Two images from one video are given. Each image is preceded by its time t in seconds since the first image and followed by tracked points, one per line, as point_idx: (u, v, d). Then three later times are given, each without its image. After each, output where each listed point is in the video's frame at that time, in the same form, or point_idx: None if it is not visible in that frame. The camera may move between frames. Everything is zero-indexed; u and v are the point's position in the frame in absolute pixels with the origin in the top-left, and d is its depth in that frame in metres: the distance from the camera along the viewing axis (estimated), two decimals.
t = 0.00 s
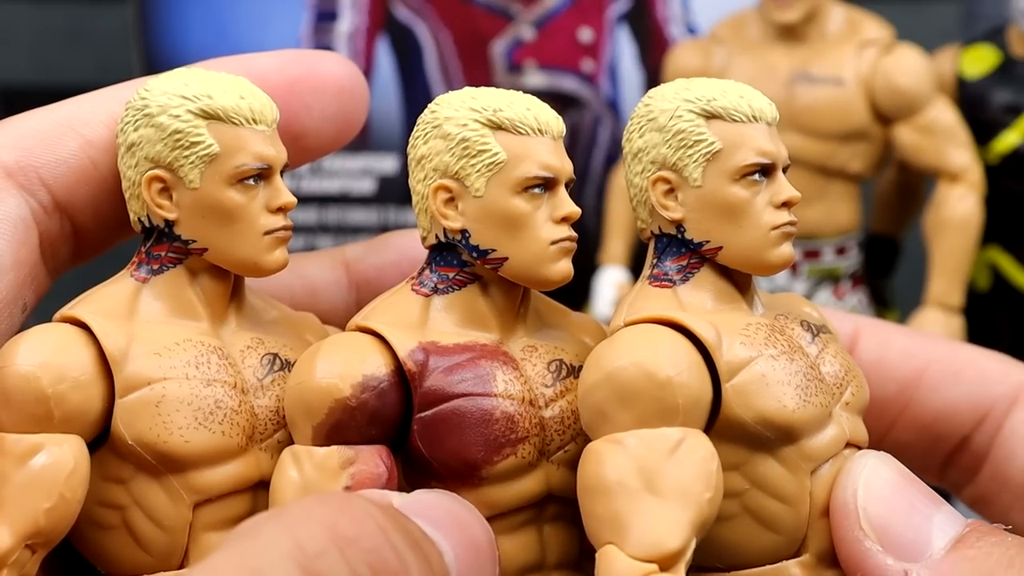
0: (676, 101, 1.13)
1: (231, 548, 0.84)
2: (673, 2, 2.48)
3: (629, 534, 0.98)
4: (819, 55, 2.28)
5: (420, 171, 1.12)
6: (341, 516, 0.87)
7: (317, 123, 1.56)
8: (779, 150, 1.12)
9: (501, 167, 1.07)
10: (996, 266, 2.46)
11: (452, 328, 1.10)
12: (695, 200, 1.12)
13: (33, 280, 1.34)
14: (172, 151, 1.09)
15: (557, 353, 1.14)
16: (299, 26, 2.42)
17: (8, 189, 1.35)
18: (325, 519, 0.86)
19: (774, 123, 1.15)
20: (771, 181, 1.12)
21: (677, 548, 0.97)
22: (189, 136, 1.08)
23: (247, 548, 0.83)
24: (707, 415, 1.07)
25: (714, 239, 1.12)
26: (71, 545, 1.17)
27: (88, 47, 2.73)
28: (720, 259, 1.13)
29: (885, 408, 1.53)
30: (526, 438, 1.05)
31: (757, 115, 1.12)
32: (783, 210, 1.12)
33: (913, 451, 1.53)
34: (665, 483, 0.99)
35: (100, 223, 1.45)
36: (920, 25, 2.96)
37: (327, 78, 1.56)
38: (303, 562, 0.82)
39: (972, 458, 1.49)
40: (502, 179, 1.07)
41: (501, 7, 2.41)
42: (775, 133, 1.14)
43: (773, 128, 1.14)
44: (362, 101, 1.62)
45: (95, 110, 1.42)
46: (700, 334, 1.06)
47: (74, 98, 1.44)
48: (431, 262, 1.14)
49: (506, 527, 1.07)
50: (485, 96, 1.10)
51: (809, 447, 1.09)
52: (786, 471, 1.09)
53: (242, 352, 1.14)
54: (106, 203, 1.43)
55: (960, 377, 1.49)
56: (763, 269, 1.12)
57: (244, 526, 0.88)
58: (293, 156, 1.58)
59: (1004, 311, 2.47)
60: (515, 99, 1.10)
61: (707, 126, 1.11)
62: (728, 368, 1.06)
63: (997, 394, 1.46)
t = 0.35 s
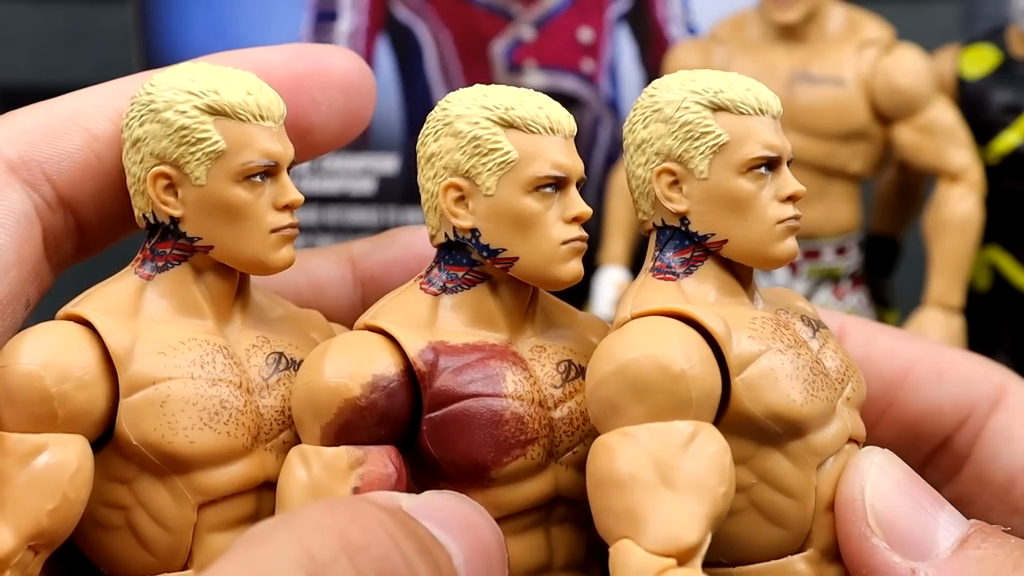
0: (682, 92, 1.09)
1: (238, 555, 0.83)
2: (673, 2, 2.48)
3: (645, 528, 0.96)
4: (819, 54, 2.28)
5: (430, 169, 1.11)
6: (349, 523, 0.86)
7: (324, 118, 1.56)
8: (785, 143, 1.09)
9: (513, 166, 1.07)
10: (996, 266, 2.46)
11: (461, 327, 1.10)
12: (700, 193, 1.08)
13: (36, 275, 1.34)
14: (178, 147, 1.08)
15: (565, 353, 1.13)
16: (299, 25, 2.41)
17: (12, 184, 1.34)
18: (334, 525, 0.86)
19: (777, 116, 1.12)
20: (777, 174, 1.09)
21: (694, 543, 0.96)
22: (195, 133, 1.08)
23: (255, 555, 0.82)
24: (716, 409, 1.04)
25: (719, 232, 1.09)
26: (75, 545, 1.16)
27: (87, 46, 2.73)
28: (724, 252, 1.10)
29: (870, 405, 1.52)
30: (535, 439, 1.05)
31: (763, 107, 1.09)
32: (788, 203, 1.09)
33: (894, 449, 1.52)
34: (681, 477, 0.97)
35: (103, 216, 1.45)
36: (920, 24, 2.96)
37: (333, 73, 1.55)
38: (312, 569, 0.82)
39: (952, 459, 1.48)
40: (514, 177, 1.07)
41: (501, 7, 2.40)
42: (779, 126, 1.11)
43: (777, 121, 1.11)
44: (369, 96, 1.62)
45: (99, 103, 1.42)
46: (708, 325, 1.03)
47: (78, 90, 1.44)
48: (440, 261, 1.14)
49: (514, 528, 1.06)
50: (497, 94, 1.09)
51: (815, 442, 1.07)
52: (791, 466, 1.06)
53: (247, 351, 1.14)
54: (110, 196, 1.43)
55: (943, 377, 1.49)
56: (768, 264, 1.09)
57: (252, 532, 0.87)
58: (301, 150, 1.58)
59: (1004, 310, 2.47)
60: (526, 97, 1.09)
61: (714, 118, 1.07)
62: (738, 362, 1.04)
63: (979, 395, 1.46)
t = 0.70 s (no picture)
0: (678, 92, 1.09)
1: (236, 553, 0.83)
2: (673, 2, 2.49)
3: (642, 525, 0.96)
4: (819, 54, 2.28)
5: (428, 170, 1.11)
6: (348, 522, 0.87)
7: (323, 120, 1.56)
8: (781, 143, 1.09)
9: (511, 167, 1.07)
10: (996, 266, 2.46)
11: (459, 328, 1.10)
12: (697, 192, 1.08)
13: (37, 276, 1.34)
14: (177, 149, 1.09)
15: (563, 354, 1.13)
16: (299, 25, 2.41)
17: (12, 184, 1.35)
18: (331, 523, 0.86)
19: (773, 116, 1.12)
20: (773, 174, 1.09)
21: (690, 540, 0.96)
22: (195, 134, 1.08)
23: (253, 554, 0.83)
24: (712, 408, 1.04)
25: (715, 231, 1.09)
26: (74, 544, 1.17)
27: (88, 47, 2.74)
28: (720, 251, 1.10)
29: (867, 404, 1.52)
30: (533, 439, 1.05)
31: (759, 107, 1.09)
32: (784, 202, 1.09)
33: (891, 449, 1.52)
34: (677, 476, 0.97)
35: (103, 218, 1.46)
36: (920, 24, 2.96)
37: (333, 75, 1.56)
38: (310, 567, 0.82)
39: (950, 458, 1.48)
40: (512, 178, 1.07)
41: (501, 7, 2.40)
42: (775, 125, 1.11)
43: (773, 121, 1.11)
44: (369, 99, 1.62)
45: (100, 105, 1.42)
46: (705, 324, 1.03)
47: (79, 92, 1.45)
48: (438, 261, 1.14)
49: (512, 527, 1.07)
50: (495, 95, 1.09)
51: (811, 441, 1.07)
52: (788, 464, 1.07)
53: (246, 351, 1.14)
54: (110, 197, 1.44)
55: (939, 376, 1.49)
56: (764, 262, 1.09)
57: (248, 530, 0.88)
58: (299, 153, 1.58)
59: (1004, 310, 2.47)
60: (524, 99, 1.10)
61: (709, 118, 1.07)
62: (734, 361, 1.04)
63: (976, 394, 1.46)
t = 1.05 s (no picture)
0: (676, 91, 1.09)
1: (232, 552, 0.84)
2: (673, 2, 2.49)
3: (636, 525, 0.96)
4: (819, 54, 2.28)
5: (428, 171, 1.11)
6: (337, 517, 0.87)
7: (325, 122, 1.56)
8: (779, 142, 1.09)
9: (510, 168, 1.07)
10: (997, 266, 2.46)
11: (459, 328, 1.10)
12: (694, 191, 1.08)
13: (38, 276, 1.34)
14: (178, 150, 1.09)
15: (563, 354, 1.14)
16: (299, 25, 2.41)
17: (14, 186, 1.35)
18: (326, 522, 0.86)
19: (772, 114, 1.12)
20: (771, 173, 1.09)
21: (682, 543, 0.96)
22: (195, 135, 1.08)
23: (249, 553, 0.83)
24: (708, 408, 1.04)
25: (713, 230, 1.09)
26: (75, 544, 1.17)
27: (88, 47, 2.74)
28: (718, 250, 1.10)
29: (870, 401, 1.52)
30: (532, 439, 1.05)
31: (757, 106, 1.09)
32: (782, 202, 1.09)
33: (896, 445, 1.52)
34: (671, 477, 0.97)
35: (105, 220, 1.46)
36: (920, 24, 2.96)
37: (334, 77, 1.56)
38: (303, 564, 0.82)
39: (954, 454, 1.49)
40: (511, 179, 1.07)
41: (501, 7, 2.40)
42: (774, 124, 1.11)
43: (772, 119, 1.11)
44: (370, 100, 1.62)
45: (102, 107, 1.43)
46: (701, 324, 1.03)
47: (82, 93, 1.45)
48: (438, 262, 1.14)
49: (511, 528, 1.07)
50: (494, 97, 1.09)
51: (808, 441, 1.08)
52: (785, 465, 1.07)
53: (247, 352, 1.14)
54: (111, 198, 1.44)
55: (942, 372, 1.49)
56: (762, 262, 1.09)
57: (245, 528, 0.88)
58: (299, 155, 1.57)
59: (1004, 310, 2.47)
60: (523, 100, 1.10)
61: (707, 116, 1.07)
62: (730, 361, 1.04)
63: (980, 390, 1.46)
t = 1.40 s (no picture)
0: (661, 91, 1.09)
1: (220, 551, 0.84)
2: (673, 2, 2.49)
3: (596, 543, 0.98)
4: (819, 54, 2.28)
5: (412, 176, 1.13)
6: (335, 526, 0.87)
7: (326, 128, 1.57)
8: (768, 142, 1.08)
9: (490, 172, 1.08)
10: (996, 267, 2.45)
11: (444, 332, 1.12)
12: (680, 194, 1.09)
13: (39, 281, 1.36)
14: (170, 158, 1.10)
15: (550, 357, 1.15)
16: (299, 26, 2.41)
17: (14, 193, 1.36)
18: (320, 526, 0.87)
19: (764, 112, 1.11)
20: (759, 174, 1.09)
21: (643, 561, 0.96)
22: (187, 143, 1.09)
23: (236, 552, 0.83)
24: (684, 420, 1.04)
25: (698, 233, 1.10)
26: (71, 543, 1.18)
27: (87, 46, 2.76)
28: (705, 253, 1.11)
29: (888, 396, 1.53)
30: (514, 443, 1.06)
31: (745, 105, 1.08)
32: (771, 203, 1.09)
33: (915, 440, 1.54)
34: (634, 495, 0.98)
35: (107, 225, 1.46)
36: (920, 24, 2.96)
37: (336, 83, 1.57)
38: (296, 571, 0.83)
39: (972, 448, 1.49)
40: (491, 182, 1.08)
41: (501, 7, 2.40)
42: (764, 123, 1.10)
43: (762, 118, 1.10)
44: (374, 105, 1.63)
45: (104, 114, 1.43)
46: (675, 333, 1.03)
47: (86, 100, 1.45)
48: (425, 266, 1.15)
49: (492, 533, 1.08)
50: (476, 100, 1.10)
51: (789, 452, 1.07)
52: (764, 476, 1.07)
53: (238, 355, 1.15)
54: (112, 202, 1.44)
55: (960, 365, 1.49)
56: (750, 264, 1.09)
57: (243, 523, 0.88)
58: (300, 160, 1.59)
59: (1004, 312, 2.47)
60: (505, 102, 1.10)
61: (692, 117, 1.07)
62: (706, 370, 1.03)
63: (999, 381, 1.46)
